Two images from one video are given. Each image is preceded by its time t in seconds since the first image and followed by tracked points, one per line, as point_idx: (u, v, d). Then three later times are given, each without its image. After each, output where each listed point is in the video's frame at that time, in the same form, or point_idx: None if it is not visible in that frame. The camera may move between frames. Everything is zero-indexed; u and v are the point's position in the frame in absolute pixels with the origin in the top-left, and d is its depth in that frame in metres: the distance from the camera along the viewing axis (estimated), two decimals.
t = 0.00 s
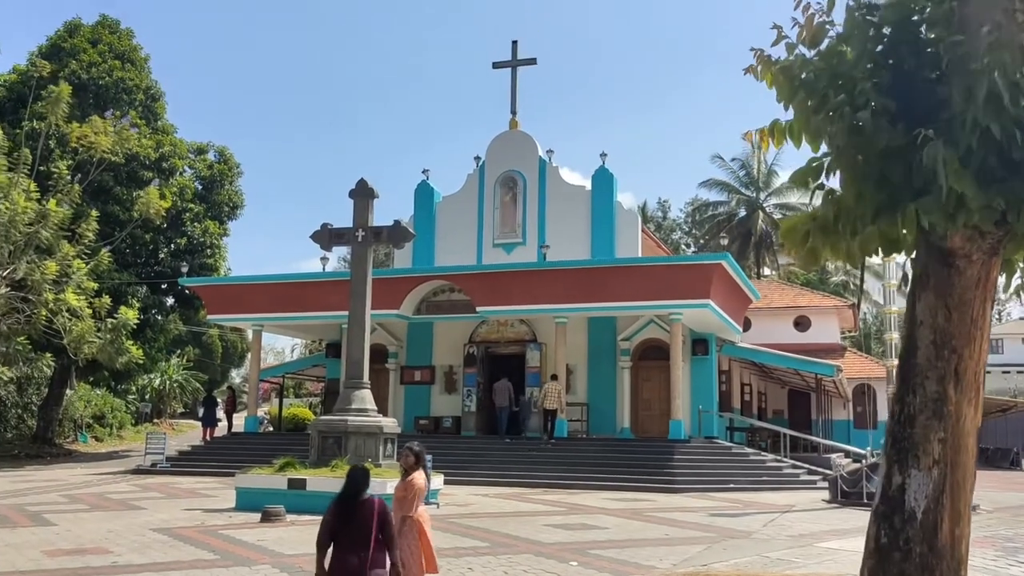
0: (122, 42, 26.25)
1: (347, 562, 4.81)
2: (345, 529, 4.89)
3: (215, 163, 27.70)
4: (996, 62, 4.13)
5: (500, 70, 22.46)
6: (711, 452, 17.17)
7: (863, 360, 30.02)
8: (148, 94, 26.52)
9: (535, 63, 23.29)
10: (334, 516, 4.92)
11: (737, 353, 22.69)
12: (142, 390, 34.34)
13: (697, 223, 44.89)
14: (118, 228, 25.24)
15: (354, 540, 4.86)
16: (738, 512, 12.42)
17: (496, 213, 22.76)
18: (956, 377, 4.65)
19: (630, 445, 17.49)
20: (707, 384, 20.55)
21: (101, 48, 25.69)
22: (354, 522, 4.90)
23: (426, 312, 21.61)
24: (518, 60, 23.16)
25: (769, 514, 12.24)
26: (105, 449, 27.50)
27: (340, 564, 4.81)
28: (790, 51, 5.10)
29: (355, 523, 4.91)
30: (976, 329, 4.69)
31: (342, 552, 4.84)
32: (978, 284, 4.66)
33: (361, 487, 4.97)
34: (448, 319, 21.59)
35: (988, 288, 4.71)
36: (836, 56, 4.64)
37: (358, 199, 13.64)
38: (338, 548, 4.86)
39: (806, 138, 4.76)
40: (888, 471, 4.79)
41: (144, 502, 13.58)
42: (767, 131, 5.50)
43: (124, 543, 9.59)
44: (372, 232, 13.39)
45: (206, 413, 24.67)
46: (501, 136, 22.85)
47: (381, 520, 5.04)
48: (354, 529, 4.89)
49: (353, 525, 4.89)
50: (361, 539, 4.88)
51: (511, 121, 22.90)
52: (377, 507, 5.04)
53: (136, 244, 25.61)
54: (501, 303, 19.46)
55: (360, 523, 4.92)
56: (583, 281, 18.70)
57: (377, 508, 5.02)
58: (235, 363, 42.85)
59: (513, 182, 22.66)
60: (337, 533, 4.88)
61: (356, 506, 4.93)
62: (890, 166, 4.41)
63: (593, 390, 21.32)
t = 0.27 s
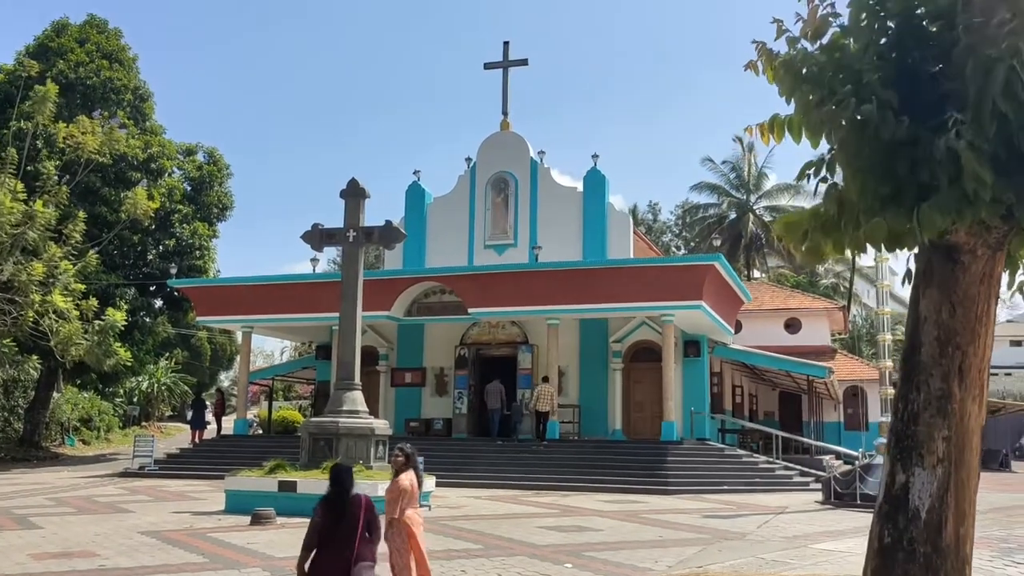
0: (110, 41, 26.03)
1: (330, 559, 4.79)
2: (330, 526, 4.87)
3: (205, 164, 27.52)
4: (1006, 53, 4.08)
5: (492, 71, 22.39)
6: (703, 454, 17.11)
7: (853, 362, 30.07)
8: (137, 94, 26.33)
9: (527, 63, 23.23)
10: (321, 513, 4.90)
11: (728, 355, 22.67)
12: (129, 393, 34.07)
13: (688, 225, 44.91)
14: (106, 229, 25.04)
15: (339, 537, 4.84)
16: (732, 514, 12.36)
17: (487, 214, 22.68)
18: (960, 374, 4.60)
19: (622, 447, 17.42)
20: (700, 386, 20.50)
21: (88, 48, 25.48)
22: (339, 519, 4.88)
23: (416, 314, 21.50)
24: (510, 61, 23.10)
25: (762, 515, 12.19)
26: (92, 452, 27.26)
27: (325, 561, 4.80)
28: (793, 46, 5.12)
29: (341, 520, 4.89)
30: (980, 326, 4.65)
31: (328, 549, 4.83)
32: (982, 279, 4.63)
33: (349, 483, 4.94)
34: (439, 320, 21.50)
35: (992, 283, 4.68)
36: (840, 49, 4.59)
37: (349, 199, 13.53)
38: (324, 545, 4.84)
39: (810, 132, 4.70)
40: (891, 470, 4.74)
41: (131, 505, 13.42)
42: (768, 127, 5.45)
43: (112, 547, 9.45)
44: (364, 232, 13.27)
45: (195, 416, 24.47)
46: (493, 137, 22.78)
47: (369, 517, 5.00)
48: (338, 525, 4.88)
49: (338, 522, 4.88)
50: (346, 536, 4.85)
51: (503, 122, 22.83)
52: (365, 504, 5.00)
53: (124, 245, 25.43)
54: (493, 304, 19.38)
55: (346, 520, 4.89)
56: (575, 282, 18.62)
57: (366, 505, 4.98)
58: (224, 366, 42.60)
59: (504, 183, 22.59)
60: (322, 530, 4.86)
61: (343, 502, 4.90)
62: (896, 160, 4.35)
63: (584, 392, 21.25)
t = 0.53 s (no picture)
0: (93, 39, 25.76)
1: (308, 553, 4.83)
2: (307, 521, 4.92)
3: (189, 163, 27.28)
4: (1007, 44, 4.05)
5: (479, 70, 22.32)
6: (691, 454, 17.09)
7: (839, 362, 30.14)
8: (120, 92, 26.07)
9: (514, 63, 23.17)
10: (297, 509, 4.95)
11: (716, 355, 22.68)
12: (112, 394, 33.75)
13: (675, 226, 44.96)
14: (89, 228, 24.79)
15: (315, 532, 4.90)
16: (721, 514, 12.33)
17: (474, 214, 22.59)
18: (959, 370, 4.59)
19: (610, 447, 17.37)
20: (687, 386, 20.49)
21: (71, 46, 25.21)
22: (316, 514, 4.94)
23: (404, 314, 21.39)
24: (497, 61, 23.03)
25: (752, 515, 12.16)
26: (75, 454, 26.99)
27: (302, 555, 4.84)
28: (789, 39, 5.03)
29: (317, 515, 4.95)
30: (979, 320, 4.63)
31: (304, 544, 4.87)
32: (981, 274, 4.60)
33: (322, 481, 5.02)
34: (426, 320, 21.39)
35: (991, 277, 4.65)
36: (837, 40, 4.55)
37: (336, 197, 13.41)
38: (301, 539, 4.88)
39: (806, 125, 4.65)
40: (889, 467, 4.74)
41: (114, 506, 13.25)
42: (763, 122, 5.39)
43: (95, 548, 9.31)
44: (351, 231, 13.15)
45: (179, 417, 24.25)
46: (480, 136, 22.69)
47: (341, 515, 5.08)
48: (315, 521, 4.93)
49: (315, 517, 4.93)
50: (323, 531, 4.92)
51: (490, 122, 22.75)
52: (338, 502, 5.08)
53: (107, 245, 25.19)
54: (481, 304, 19.30)
55: (323, 515, 4.96)
56: (563, 282, 18.56)
57: (337, 503, 5.06)
58: (209, 367, 42.28)
59: (492, 183, 22.52)
60: (300, 525, 4.91)
61: (320, 498, 4.97)
62: (895, 152, 4.31)
63: (572, 392, 21.20)
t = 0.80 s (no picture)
0: (83, 34, 25.57)
1: (283, 544, 4.87)
2: (285, 512, 4.96)
3: (180, 159, 27.11)
4: (1014, 34, 4.01)
5: (472, 67, 22.25)
6: (684, 452, 17.06)
7: (831, 360, 30.17)
8: (110, 88, 25.89)
9: (507, 59, 23.10)
10: (277, 500, 5.00)
11: (709, 353, 22.66)
12: (102, 392, 33.55)
13: (667, 224, 44.96)
14: (79, 225, 24.62)
15: (292, 523, 4.93)
16: (716, 512, 12.29)
17: (467, 211, 22.51)
18: (963, 365, 4.58)
19: (603, 445, 17.33)
20: (680, 384, 20.47)
21: (61, 40, 25.02)
22: (294, 505, 4.97)
23: (396, 311, 21.30)
24: (490, 57, 22.96)
25: (746, 513, 12.13)
26: (65, 452, 26.81)
27: (277, 546, 4.88)
28: (789, 33, 4.99)
29: (297, 507, 4.98)
30: (983, 316, 4.63)
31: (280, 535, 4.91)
32: (986, 268, 4.60)
33: (307, 476, 5.06)
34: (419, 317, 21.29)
35: (995, 273, 4.65)
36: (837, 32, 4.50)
37: (328, 193, 13.31)
38: (278, 530, 4.93)
39: (807, 119, 4.60)
40: (894, 464, 4.70)
41: (105, 504, 13.14)
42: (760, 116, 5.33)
43: (85, 546, 9.21)
44: (344, 227, 13.05)
45: (170, 414, 24.12)
46: (473, 133, 22.62)
47: (325, 511, 5.09)
48: (293, 512, 4.97)
49: (293, 508, 4.96)
50: (301, 523, 4.94)
51: (483, 118, 22.68)
52: (320, 496, 5.10)
53: (98, 241, 25.04)
54: (474, 301, 19.22)
55: (302, 507, 4.99)
56: (557, 279, 18.50)
57: (321, 498, 5.07)
58: (200, 365, 42.11)
59: (484, 180, 22.45)
60: (278, 515, 4.95)
61: (300, 491, 5.01)
62: (898, 144, 4.26)
63: (565, 390, 21.15)
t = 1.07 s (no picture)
0: (84, 35, 25.51)
1: (279, 548, 4.95)
2: (282, 516, 5.03)
3: (180, 160, 27.04)
4: None
5: (473, 67, 22.21)
6: (686, 453, 16.99)
7: (832, 363, 30.12)
8: (111, 88, 25.83)
9: (508, 60, 23.07)
10: (275, 501, 5.06)
11: (710, 355, 22.61)
12: (102, 393, 33.48)
13: (667, 226, 44.91)
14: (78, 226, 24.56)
15: (289, 527, 5.01)
16: (719, 513, 12.23)
17: (468, 212, 22.45)
18: (978, 364, 4.54)
19: (605, 446, 17.26)
20: (681, 386, 20.40)
21: (61, 41, 24.98)
22: (291, 510, 5.04)
23: (397, 312, 21.24)
24: (491, 58, 22.93)
25: (750, 515, 12.07)
26: (64, 453, 26.73)
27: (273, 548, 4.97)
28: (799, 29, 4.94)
29: (294, 510, 5.04)
30: (998, 314, 4.58)
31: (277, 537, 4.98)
32: (1000, 266, 4.56)
33: (305, 477, 5.10)
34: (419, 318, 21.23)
35: (1011, 271, 4.61)
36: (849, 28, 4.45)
37: (329, 193, 13.25)
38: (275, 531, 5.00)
39: (819, 116, 4.55)
40: (907, 464, 4.67)
41: (105, 506, 13.07)
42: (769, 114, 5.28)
43: (85, 547, 9.13)
44: (345, 227, 12.99)
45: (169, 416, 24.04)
46: (474, 134, 22.57)
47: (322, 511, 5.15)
48: (290, 516, 5.03)
49: (291, 511, 5.03)
50: (298, 527, 5.01)
51: (484, 119, 22.64)
52: (318, 499, 5.14)
53: (97, 242, 24.98)
54: (475, 302, 19.16)
55: (299, 511, 5.05)
56: (558, 280, 18.43)
57: (318, 500, 5.13)
58: (199, 367, 42.05)
59: (485, 181, 22.39)
60: (275, 518, 5.02)
61: (298, 494, 5.05)
62: (912, 139, 4.20)
63: (566, 392, 21.08)
